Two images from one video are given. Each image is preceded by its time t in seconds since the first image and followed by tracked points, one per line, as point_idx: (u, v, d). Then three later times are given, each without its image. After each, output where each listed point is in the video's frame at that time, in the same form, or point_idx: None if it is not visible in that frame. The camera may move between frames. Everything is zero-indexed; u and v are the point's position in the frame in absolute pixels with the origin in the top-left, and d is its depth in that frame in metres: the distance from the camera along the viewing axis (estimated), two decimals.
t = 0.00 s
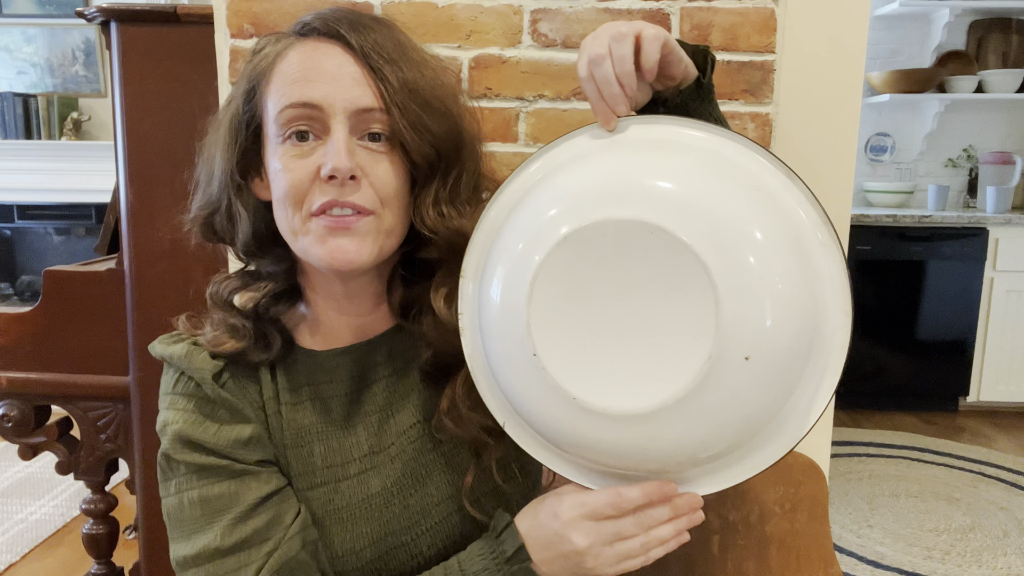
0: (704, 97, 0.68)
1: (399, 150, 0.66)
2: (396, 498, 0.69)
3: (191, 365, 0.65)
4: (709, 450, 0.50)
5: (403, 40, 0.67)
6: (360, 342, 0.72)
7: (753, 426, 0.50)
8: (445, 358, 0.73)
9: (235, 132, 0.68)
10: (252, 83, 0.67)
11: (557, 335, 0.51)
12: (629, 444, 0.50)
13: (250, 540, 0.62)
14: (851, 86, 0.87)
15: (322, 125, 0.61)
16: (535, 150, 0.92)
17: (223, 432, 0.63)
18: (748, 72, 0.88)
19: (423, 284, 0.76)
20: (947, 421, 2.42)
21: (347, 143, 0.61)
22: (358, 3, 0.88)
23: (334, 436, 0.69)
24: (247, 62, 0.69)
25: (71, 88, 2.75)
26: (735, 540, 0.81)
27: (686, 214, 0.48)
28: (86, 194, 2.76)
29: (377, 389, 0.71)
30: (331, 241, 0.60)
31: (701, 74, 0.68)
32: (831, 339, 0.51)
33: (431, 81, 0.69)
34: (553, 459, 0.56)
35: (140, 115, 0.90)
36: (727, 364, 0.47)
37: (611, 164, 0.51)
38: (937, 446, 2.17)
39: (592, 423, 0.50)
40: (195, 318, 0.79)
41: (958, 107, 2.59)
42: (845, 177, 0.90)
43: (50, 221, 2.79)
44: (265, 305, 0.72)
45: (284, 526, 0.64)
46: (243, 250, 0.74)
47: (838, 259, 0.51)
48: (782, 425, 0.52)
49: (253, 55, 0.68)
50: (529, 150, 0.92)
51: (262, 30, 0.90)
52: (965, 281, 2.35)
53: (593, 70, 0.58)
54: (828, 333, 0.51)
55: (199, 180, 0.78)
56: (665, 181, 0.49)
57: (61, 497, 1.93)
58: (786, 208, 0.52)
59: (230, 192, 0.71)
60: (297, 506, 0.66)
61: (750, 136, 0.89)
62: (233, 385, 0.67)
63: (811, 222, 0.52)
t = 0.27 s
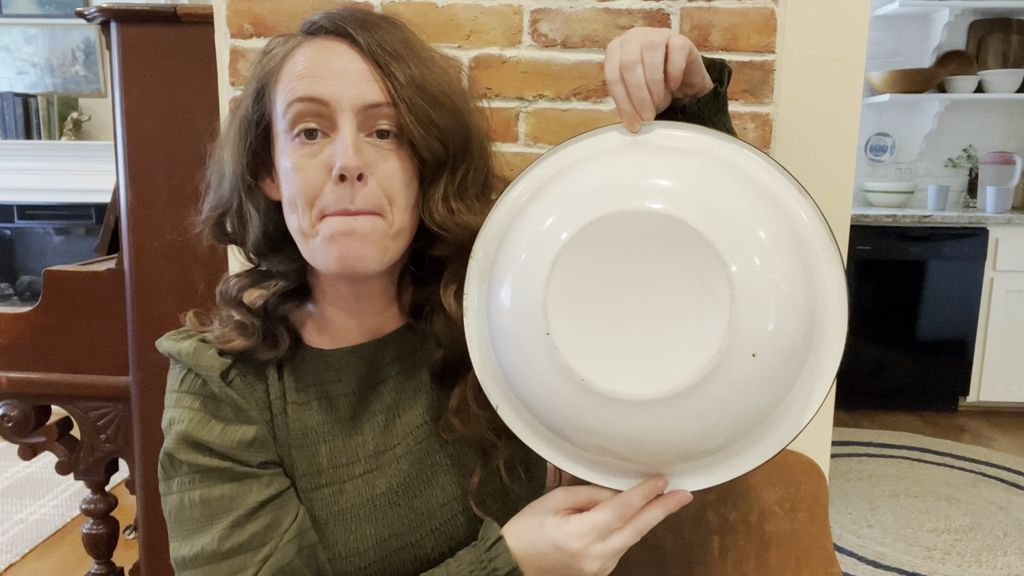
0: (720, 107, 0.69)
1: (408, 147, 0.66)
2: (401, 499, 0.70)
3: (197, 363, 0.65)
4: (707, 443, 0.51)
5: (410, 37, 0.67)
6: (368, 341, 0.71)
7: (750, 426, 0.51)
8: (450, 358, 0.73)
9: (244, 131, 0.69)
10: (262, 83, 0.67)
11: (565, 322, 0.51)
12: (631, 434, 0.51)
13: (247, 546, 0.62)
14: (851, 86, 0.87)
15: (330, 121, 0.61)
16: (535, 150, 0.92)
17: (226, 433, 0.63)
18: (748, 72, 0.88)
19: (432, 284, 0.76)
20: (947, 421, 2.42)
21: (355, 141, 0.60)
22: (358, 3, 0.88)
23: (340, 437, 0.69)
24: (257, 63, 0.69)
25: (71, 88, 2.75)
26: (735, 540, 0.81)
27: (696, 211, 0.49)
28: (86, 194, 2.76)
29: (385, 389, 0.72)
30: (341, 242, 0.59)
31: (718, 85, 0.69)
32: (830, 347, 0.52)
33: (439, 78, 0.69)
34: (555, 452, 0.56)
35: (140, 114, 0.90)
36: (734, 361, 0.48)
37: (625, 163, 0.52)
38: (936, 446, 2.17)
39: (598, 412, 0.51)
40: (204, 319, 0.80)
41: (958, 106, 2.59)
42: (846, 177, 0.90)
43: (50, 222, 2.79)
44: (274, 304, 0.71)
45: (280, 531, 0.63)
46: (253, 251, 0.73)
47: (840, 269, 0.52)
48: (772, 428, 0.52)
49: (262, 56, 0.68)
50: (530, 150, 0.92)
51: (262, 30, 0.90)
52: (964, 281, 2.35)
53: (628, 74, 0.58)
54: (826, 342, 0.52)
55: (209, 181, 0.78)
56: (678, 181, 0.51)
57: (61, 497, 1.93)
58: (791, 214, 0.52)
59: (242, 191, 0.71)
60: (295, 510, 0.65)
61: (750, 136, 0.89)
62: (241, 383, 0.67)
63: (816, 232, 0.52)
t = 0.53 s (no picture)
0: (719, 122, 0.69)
1: (419, 152, 0.66)
2: (408, 500, 0.70)
3: (207, 363, 0.65)
4: (709, 445, 0.51)
5: (418, 41, 0.67)
6: (377, 343, 0.71)
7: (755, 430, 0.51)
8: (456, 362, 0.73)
9: (253, 137, 0.68)
10: (270, 88, 0.66)
11: (576, 325, 0.51)
12: (638, 435, 0.51)
13: (256, 548, 0.62)
14: (851, 86, 0.87)
15: (340, 126, 0.61)
16: (536, 150, 0.92)
17: (234, 434, 0.64)
18: (748, 72, 0.88)
19: (438, 290, 0.76)
20: (947, 421, 2.42)
21: (365, 145, 0.61)
22: (358, 3, 0.88)
23: (347, 439, 0.69)
24: (263, 67, 0.69)
25: (71, 88, 2.75)
26: (735, 539, 0.81)
27: (703, 218, 0.50)
28: (87, 194, 2.76)
29: (392, 391, 0.72)
30: (353, 245, 0.60)
31: (718, 100, 0.69)
32: (827, 357, 0.52)
33: (448, 82, 0.69)
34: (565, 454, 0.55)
35: (141, 115, 0.90)
36: (742, 367, 0.49)
37: (633, 173, 0.53)
38: (936, 446, 2.17)
39: (608, 412, 0.51)
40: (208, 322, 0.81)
41: (958, 106, 2.59)
42: (846, 176, 0.90)
43: (50, 222, 2.79)
44: (285, 309, 0.72)
45: (287, 534, 0.63)
46: (262, 257, 0.73)
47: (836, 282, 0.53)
48: (772, 433, 0.52)
49: (268, 60, 0.68)
50: (530, 150, 0.92)
51: (262, 30, 0.90)
52: (965, 281, 2.35)
53: (635, 91, 0.60)
54: (827, 348, 0.52)
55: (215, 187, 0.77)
56: (687, 192, 0.51)
57: (62, 497, 1.93)
58: (791, 223, 0.53)
59: (250, 199, 0.70)
60: (301, 513, 0.66)
61: (750, 136, 0.89)
62: (249, 384, 0.67)
63: (816, 244, 0.53)
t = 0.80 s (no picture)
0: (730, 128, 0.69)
1: (424, 158, 0.66)
2: (412, 501, 0.70)
3: (213, 364, 0.65)
4: (716, 451, 0.51)
5: (421, 45, 0.67)
6: (383, 344, 0.72)
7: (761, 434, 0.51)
8: (458, 363, 0.73)
9: (258, 141, 0.68)
10: (273, 92, 0.66)
11: (583, 331, 0.51)
12: (645, 440, 0.51)
13: (261, 548, 0.62)
14: (851, 86, 0.87)
15: (346, 135, 0.61)
16: (536, 150, 0.92)
17: (240, 436, 0.63)
18: (748, 72, 0.88)
19: (444, 293, 0.76)
20: (947, 421, 2.42)
21: (371, 153, 0.61)
22: (358, 3, 0.88)
23: (352, 441, 0.69)
24: (266, 71, 0.69)
25: (71, 88, 2.75)
26: (736, 539, 0.81)
27: (711, 224, 0.50)
28: (87, 194, 2.76)
29: (396, 392, 0.72)
30: (360, 253, 0.60)
31: (725, 104, 0.69)
32: (834, 365, 0.52)
33: (453, 86, 0.69)
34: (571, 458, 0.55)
35: (140, 115, 0.90)
36: (750, 373, 0.49)
37: (642, 181, 0.53)
38: (936, 446, 2.17)
39: (615, 417, 0.51)
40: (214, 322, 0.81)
41: (958, 106, 2.59)
42: (846, 176, 0.90)
43: (50, 222, 2.79)
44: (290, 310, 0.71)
45: (291, 535, 0.63)
46: (268, 260, 0.73)
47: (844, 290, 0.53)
48: (778, 439, 0.52)
49: (271, 65, 0.68)
50: (530, 150, 0.92)
51: (262, 30, 0.90)
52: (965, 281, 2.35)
53: (650, 97, 0.60)
54: (833, 357, 0.52)
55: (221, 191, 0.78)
56: (695, 199, 0.52)
57: (61, 497, 1.93)
58: (798, 231, 0.53)
59: (256, 204, 0.70)
60: (306, 514, 0.65)
61: (750, 136, 0.89)
62: (255, 384, 0.67)
63: (823, 252, 0.53)
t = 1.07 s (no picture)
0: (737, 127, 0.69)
1: (422, 150, 0.66)
2: (412, 500, 0.70)
3: (213, 360, 0.65)
4: (721, 453, 0.51)
5: (418, 38, 0.67)
6: (382, 343, 0.72)
7: (767, 435, 0.51)
8: (459, 361, 0.73)
9: (256, 137, 0.68)
10: (272, 87, 0.66)
11: (587, 332, 0.51)
12: (649, 440, 0.51)
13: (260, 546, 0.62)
14: (851, 86, 0.87)
15: (344, 126, 0.61)
16: (536, 149, 0.92)
17: (241, 433, 0.63)
18: (748, 72, 0.88)
19: (444, 287, 0.77)
20: (947, 421, 2.42)
21: (370, 144, 0.61)
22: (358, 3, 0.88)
23: (353, 440, 0.69)
24: (265, 67, 0.69)
25: (71, 88, 2.75)
26: (735, 539, 0.81)
27: (717, 224, 0.50)
28: (87, 194, 2.76)
29: (398, 391, 0.72)
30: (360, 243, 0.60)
31: (735, 107, 0.69)
32: (840, 367, 0.52)
33: (450, 78, 0.69)
34: (575, 458, 0.56)
35: (141, 114, 0.90)
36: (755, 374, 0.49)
37: (649, 180, 0.53)
38: (936, 446, 2.17)
39: (619, 417, 0.51)
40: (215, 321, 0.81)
41: (958, 107, 2.59)
42: (846, 176, 0.90)
43: (50, 222, 2.79)
44: (289, 305, 0.71)
45: (291, 533, 0.63)
46: (267, 255, 0.73)
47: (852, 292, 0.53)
48: (783, 441, 0.52)
49: (270, 60, 0.68)
50: (530, 150, 0.92)
51: (262, 30, 0.89)
52: (965, 281, 2.35)
53: (659, 95, 0.60)
54: (840, 362, 0.52)
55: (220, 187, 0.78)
56: (702, 198, 0.51)
57: (61, 497, 1.93)
58: (806, 232, 0.53)
59: (255, 197, 0.70)
60: (304, 513, 0.65)
61: (749, 136, 0.89)
62: (255, 382, 0.67)
63: (831, 253, 0.53)
